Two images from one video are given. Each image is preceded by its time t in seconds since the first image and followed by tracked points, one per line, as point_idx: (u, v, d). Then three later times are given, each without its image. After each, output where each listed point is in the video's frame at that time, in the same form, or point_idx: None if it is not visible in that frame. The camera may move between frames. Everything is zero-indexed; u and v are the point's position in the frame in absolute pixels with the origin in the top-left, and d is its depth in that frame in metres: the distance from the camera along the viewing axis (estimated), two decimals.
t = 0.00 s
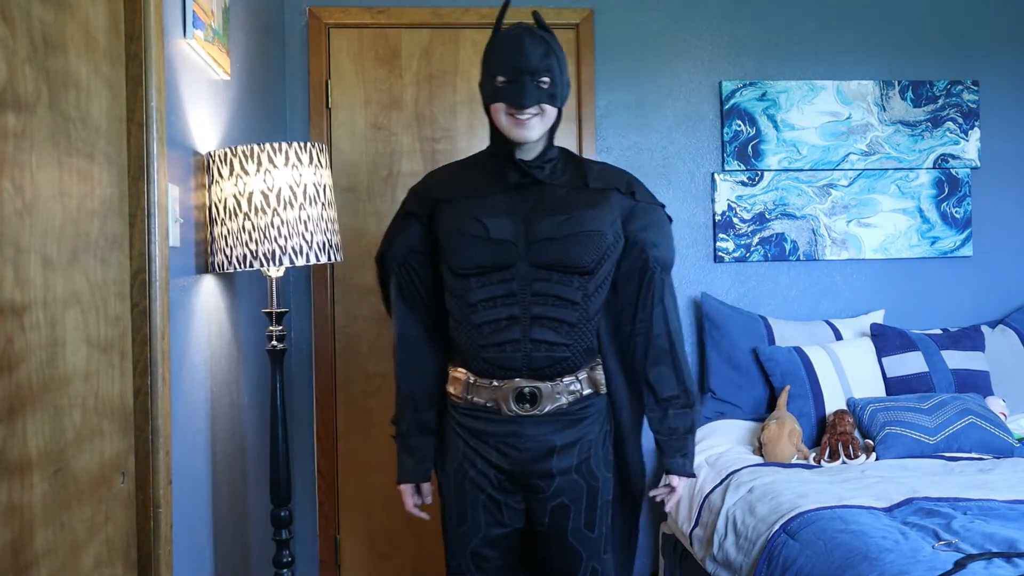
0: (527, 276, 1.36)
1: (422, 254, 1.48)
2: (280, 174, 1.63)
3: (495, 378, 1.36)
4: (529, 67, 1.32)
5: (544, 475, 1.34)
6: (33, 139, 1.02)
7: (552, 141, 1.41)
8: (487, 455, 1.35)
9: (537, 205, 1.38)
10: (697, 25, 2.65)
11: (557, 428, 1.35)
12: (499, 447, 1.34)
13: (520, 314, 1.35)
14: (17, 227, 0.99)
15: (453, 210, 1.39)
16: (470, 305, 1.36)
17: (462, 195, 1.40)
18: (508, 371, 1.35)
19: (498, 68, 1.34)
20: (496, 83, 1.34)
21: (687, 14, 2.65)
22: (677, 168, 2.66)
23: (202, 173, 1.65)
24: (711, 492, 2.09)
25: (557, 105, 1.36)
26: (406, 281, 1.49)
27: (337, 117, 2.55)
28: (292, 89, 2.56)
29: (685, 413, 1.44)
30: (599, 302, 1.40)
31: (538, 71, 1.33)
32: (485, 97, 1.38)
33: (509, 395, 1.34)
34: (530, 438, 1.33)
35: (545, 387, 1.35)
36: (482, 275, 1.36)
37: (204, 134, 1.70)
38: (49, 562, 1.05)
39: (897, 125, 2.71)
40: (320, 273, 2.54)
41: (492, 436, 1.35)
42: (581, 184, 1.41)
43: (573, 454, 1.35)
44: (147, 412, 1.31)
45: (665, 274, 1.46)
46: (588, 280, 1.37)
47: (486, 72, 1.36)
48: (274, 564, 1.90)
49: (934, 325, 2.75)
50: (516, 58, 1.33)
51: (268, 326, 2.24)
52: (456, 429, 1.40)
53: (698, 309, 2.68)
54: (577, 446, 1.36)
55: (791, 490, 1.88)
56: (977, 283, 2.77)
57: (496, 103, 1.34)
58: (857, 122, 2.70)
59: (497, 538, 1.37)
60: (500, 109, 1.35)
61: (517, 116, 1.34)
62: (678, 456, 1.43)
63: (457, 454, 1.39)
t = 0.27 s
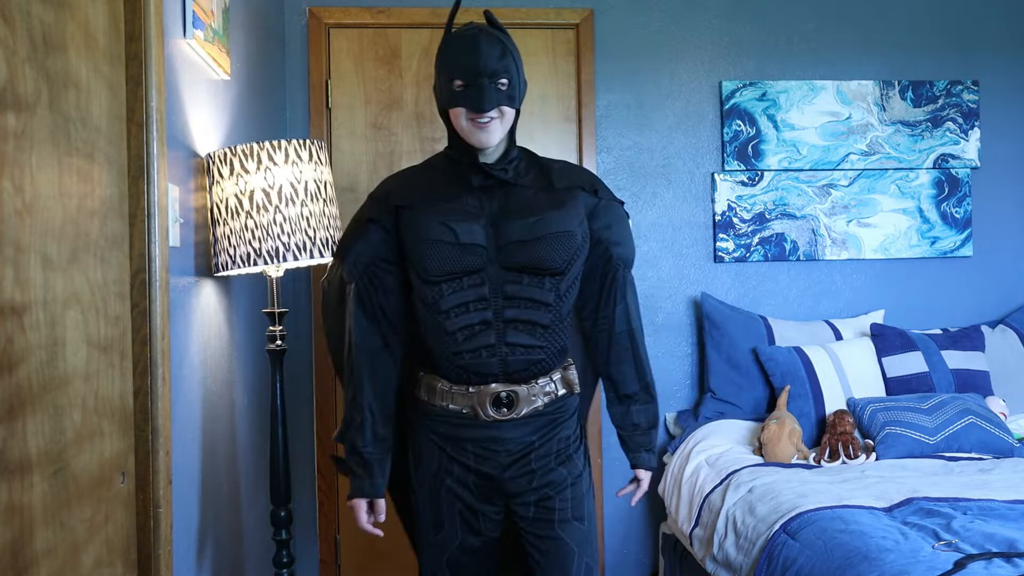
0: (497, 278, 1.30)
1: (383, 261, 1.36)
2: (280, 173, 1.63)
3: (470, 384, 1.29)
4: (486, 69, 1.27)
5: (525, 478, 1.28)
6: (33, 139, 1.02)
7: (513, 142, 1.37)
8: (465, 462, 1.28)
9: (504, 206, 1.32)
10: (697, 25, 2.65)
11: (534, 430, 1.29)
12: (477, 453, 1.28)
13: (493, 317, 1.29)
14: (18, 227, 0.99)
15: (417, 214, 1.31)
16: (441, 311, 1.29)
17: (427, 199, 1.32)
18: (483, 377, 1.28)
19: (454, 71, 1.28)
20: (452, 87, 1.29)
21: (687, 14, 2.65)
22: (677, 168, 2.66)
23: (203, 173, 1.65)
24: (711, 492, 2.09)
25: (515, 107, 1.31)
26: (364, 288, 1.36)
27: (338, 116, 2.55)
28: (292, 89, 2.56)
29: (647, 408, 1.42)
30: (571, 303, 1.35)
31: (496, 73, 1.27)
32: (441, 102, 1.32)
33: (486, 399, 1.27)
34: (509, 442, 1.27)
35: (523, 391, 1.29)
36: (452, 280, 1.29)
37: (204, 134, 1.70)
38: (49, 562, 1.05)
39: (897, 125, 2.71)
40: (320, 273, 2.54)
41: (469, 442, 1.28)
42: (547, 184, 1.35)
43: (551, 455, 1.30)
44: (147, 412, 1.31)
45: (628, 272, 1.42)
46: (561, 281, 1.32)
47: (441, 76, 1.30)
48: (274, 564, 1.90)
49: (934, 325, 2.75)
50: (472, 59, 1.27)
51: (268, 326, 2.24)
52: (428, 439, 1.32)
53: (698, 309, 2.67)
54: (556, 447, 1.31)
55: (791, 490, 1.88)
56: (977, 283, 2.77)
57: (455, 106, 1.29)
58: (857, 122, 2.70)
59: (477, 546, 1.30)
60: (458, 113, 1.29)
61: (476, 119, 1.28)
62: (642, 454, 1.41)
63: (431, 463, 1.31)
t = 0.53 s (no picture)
0: (494, 280, 1.29)
1: (374, 266, 1.34)
2: (280, 173, 1.63)
3: (468, 389, 1.28)
4: (477, 66, 1.25)
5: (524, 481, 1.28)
6: (33, 139, 1.02)
7: (503, 138, 1.35)
8: (464, 467, 1.28)
9: (497, 206, 1.31)
10: (697, 25, 2.66)
11: (533, 432, 1.29)
12: (476, 458, 1.27)
13: (490, 320, 1.28)
14: (18, 227, 0.99)
15: (408, 219, 1.29)
16: (437, 315, 1.28)
17: (417, 202, 1.30)
18: (481, 380, 1.28)
19: (444, 68, 1.26)
20: (442, 84, 1.27)
21: (687, 14, 2.65)
22: (676, 168, 2.66)
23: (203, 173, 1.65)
24: (711, 492, 2.09)
25: (506, 104, 1.30)
26: (357, 294, 1.34)
27: (337, 116, 2.55)
28: (292, 89, 2.55)
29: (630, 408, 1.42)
30: (567, 303, 1.34)
31: (486, 69, 1.26)
32: (431, 100, 1.30)
33: (484, 404, 1.27)
34: (508, 445, 1.27)
35: (520, 394, 1.28)
36: (448, 283, 1.28)
37: (204, 133, 1.70)
38: (49, 562, 1.05)
39: (897, 125, 2.71)
40: (320, 273, 2.54)
41: (467, 447, 1.27)
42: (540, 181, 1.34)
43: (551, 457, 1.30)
44: (147, 412, 1.31)
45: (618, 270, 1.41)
46: (557, 281, 1.31)
47: (431, 73, 1.28)
48: (275, 563, 1.90)
49: (934, 325, 2.75)
50: (462, 56, 1.25)
51: (268, 326, 2.24)
52: (425, 443, 1.31)
53: (698, 309, 2.67)
54: (555, 449, 1.31)
55: (791, 490, 1.88)
56: (977, 283, 2.77)
57: (445, 104, 1.27)
58: (857, 122, 2.70)
59: (477, 549, 1.31)
60: (449, 111, 1.27)
61: (467, 117, 1.27)
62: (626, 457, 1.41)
63: (429, 469, 1.31)
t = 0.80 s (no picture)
0: (498, 283, 1.26)
1: (382, 260, 1.35)
2: (280, 174, 1.63)
3: (466, 393, 1.26)
4: (498, 58, 1.23)
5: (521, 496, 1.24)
6: (33, 139, 1.02)
7: (524, 135, 1.33)
8: (459, 476, 1.25)
9: (509, 206, 1.28)
10: (697, 25, 2.66)
11: (534, 445, 1.25)
12: (473, 467, 1.24)
13: (492, 323, 1.26)
14: (18, 227, 0.99)
15: (415, 215, 1.28)
16: (438, 315, 1.26)
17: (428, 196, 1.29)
18: (480, 385, 1.25)
19: (466, 59, 1.25)
20: (463, 76, 1.25)
21: (687, 14, 2.65)
22: (677, 168, 2.66)
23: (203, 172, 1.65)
24: (711, 492, 2.09)
25: (528, 99, 1.28)
26: (365, 287, 1.35)
27: (338, 116, 2.55)
28: (292, 89, 2.56)
29: (659, 432, 1.35)
30: (577, 309, 1.30)
31: (508, 62, 1.24)
32: (451, 93, 1.29)
33: (481, 410, 1.24)
34: (506, 456, 1.24)
35: (521, 402, 1.25)
36: (450, 284, 1.26)
37: (204, 133, 1.70)
38: (49, 561, 1.05)
39: (897, 125, 2.71)
40: (320, 273, 2.54)
41: (464, 455, 1.25)
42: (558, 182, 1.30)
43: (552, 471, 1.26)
44: (147, 412, 1.31)
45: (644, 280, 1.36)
46: (565, 285, 1.27)
47: (452, 65, 1.27)
48: (275, 563, 1.90)
49: (934, 325, 2.75)
50: (484, 48, 1.24)
51: (268, 326, 2.24)
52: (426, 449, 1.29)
53: (698, 309, 2.67)
54: (557, 462, 1.26)
55: (791, 490, 1.88)
56: (978, 283, 2.77)
57: (465, 96, 1.25)
58: (857, 122, 2.70)
59: (472, 563, 1.28)
60: (468, 104, 1.26)
61: (486, 111, 1.25)
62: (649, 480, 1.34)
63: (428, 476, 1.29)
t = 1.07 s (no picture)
0: (522, 274, 1.18)
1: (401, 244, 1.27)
2: (280, 173, 1.63)
3: (481, 390, 1.18)
4: (535, 43, 1.16)
5: (533, 504, 1.16)
6: (33, 139, 1.02)
7: (559, 125, 1.25)
8: (470, 478, 1.17)
9: (538, 193, 1.20)
10: (697, 25, 2.66)
11: (552, 449, 1.17)
12: (485, 469, 1.16)
13: (513, 317, 1.18)
14: (18, 227, 0.99)
15: (440, 198, 1.21)
16: (456, 306, 1.18)
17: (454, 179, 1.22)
18: (497, 382, 1.17)
19: (501, 44, 1.17)
20: (497, 61, 1.18)
21: (687, 14, 2.65)
22: (677, 168, 2.66)
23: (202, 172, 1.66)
24: (711, 492, 2.09)
25: (565, 87, 1.19)
26: (383, 271, 1.28)
27: (337, 116, 2.55)
28: (292, 89, 2.56)
29: (691, 439, 1.23)
30: (605, 306, 1.22)
31: (546, 47, 1.16)
32: (485, 80, 1.21)
33: (497, 408, 1.17)
34: (521, 460, 1.16)
35: (539, 402, 1.17)
36: (471, 273, 1.18)
37: (204, 133, 1.70)
38: (49, 562, 1.05)
39: (897, 125, 2.71)
40: (320, 272, 2.54)
41: (477, 456, 1.17)
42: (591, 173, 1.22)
43: (569, 477, 1.18)
44: (147, 411, 1.31)
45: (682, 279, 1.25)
46: (593, 281, 1.19)
47: (485, 50, 1.19)
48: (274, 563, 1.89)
49: (934, 325, 2.75)
50: (520, 32, 1.16)
51: (268, 326, 2.24)
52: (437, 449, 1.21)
53: (698, 309, 2.67)
54: (575, 469, 1.18)
55: (791, 490, 1.88)
56: (978, 283, 2.77)
57: (499, 83, 1.18)
58: (857, 122, 2.70)
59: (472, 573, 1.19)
60: (502, 91, 1.18)
61: (521, 99, 1.17)
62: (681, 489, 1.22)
63: (435, 477, 1.20)
